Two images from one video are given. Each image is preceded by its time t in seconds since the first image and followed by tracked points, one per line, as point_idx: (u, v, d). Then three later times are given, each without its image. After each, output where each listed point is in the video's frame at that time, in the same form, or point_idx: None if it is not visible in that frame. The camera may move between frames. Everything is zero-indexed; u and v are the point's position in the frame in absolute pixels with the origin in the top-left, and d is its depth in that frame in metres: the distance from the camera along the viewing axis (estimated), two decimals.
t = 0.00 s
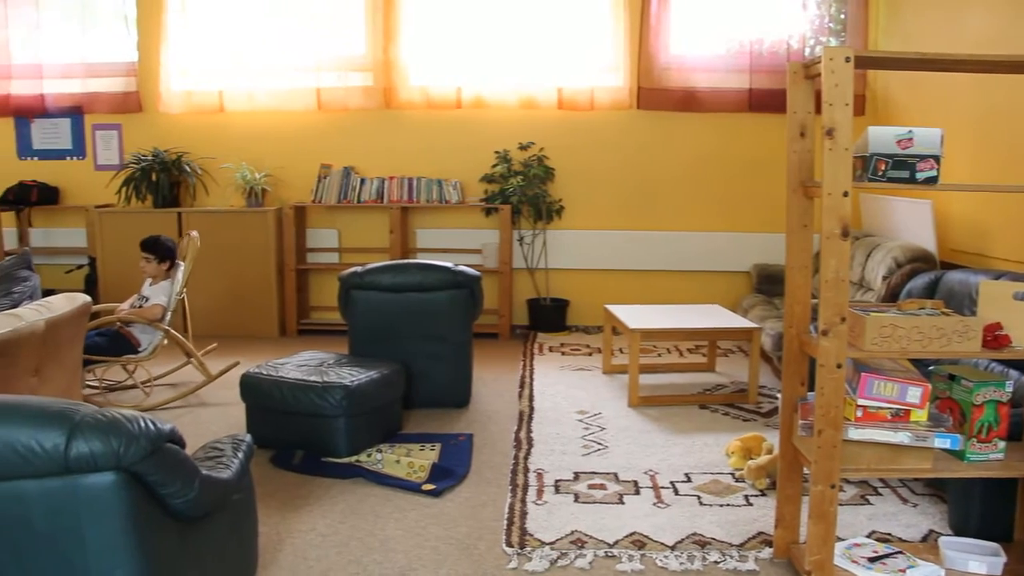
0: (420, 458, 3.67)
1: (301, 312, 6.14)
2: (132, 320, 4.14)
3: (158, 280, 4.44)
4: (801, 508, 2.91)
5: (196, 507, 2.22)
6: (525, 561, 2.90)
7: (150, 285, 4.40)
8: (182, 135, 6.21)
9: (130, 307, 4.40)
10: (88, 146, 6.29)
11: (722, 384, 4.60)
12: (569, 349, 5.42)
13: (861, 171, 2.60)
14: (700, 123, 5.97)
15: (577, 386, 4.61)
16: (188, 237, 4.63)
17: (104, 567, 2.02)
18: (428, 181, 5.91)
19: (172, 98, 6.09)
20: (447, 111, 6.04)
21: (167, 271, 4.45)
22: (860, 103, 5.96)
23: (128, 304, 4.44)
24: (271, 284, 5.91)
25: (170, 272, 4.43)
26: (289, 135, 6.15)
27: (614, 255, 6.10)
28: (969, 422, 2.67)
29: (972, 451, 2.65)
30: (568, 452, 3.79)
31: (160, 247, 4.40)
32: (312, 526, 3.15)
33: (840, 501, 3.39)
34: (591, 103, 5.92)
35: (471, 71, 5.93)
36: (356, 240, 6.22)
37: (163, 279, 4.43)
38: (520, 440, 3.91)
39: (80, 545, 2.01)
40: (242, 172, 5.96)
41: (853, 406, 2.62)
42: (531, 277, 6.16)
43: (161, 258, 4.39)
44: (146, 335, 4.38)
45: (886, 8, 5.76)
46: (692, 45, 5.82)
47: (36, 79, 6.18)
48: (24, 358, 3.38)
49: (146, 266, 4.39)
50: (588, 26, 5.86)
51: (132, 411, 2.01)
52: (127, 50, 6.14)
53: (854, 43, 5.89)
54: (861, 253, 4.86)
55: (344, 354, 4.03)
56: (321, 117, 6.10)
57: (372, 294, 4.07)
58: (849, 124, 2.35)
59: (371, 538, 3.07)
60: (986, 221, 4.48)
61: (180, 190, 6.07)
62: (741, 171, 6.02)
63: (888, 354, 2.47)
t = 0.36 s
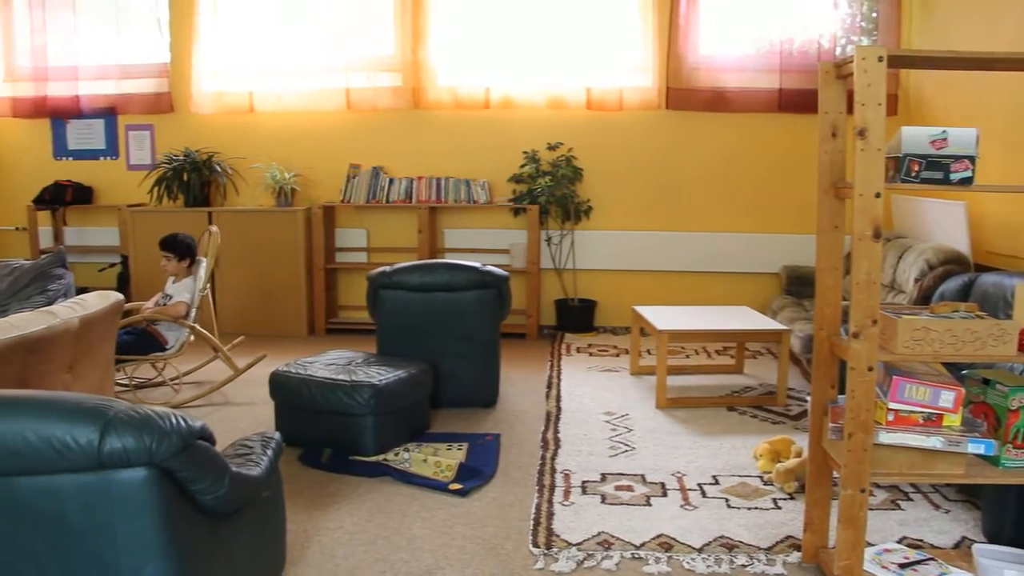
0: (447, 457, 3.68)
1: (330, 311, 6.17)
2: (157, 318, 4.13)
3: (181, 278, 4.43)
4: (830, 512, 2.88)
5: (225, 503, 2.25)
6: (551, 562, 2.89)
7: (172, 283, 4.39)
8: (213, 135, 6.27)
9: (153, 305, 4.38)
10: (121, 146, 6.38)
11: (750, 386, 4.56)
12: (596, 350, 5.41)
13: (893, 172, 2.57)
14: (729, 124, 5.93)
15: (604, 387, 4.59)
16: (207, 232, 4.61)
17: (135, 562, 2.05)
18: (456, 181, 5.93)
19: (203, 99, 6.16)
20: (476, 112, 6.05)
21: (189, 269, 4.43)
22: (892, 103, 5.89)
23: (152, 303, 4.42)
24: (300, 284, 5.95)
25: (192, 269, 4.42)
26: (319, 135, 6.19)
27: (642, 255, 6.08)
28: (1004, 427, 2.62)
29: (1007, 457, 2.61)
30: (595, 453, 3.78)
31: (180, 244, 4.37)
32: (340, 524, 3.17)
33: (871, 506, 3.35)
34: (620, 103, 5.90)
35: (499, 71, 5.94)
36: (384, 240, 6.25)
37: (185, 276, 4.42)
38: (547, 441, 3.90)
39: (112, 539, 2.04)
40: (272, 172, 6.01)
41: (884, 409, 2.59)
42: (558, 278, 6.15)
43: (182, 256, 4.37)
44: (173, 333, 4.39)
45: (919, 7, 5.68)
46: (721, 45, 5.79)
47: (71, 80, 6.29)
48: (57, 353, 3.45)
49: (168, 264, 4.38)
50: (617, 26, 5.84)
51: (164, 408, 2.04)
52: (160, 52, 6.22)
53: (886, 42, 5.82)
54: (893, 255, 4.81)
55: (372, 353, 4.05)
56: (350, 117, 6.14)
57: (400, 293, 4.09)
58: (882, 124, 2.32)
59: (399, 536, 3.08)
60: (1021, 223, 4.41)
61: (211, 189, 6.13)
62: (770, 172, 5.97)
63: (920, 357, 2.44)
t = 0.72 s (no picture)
0: (477, 457, 3.69)
1: (360, 310, 6.21)
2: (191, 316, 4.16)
3: (214, 276, 4.47)
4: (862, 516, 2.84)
5: (258, 500, 2.28)
6: (580, 562, 2.89)
7: (206, 282, 4.43)
8: (246, 135, 6.34)
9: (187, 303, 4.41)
10: (156, 146, 6.47)
11: (781, 388, 4.52)
12: (626, 351, 5.39)
13: (929, 172, 2.52)
14: (762, 124, 5.89)
15: (634, 388, 4.58)
16: (239, 232, 4.66)
17: (168, 556, 2.09)
18: (487, 181, 5.94)
19: (236, 99, 6.22)
20: (507, 112, 6.05)
21: (222, 267, 4.49)
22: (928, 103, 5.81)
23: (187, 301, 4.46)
24: (331, 282, 5.99)
25: (225, 267, 4.45)
26: (350, 134, 6.23)
27: (672, 256, 6.05)
28: None
29: None
30: (624, 454, 3.77)
31: (210, 243, 4.41)
32: (369, 522, 3.18)
33: (904, 512, 3.31)
34: (651, 103, 5.87)
35: (530, 71, 5.93)
36: (414, 239, 6.27)
37: (218, 274, 4.46)
38: (576, 441, 3.90)
39: (146, 534, 2.08)
40: (304, 172, 6.06)
41: (918, 413, 2.55)
42: (589, 278, 6.14)
43: (213, 254, 4.42)
44: (206, 331, 4.42)
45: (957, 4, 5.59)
46: (754, 44, 5.74)
47: (108, 81, 6.38)
48: (91, 350, 3.51)
49: (200, 263, 4.43)
50: (647, 26, 5.82)
51: (198, 405, 2.09)
52: (194, 53, 6.29)
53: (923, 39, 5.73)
54: (927, 257, 4.76)
55: (403, 351, 4.06)
56: (381, 117, 6.17)
57: (431, 293, 4.11)
58: (919, 124, 2.28)
59: (427, 535, 3.08)
60: None
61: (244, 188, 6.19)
62: (803, 173, 5.92)
63: (956, 361, 2.40)
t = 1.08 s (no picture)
0: (512, 456, 3.69)
1: (396, 309, 6.24)
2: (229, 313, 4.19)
3: (253, 275, 4.52)
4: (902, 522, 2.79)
5: (296, 496, 2.30)
6: (615, 564, 2.88)
7: (245, 280, 4.48)
8: (284, 135, 6.41)
9: (225, 301, 4.45)
10: (196, 146, 6.56)
11: (819, 391, 4.47)
12: (662, 351, 5.36)
13: (973, 172, 2.46)
14: (801, 124, 5.83)
15: (670, 389, 4.55)
16: (278, 230, 4.70)
17: (206, 550, 2.13)
18: (524, 181, 5.95)
19: (275, 99, 6.29)
20: (544, 112, 6.05)
21: (260, 266, 4.52)
22: (973, 101, 5.71)
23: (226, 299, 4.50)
24: (368, 281, 6.04)
25: (263, 266, 4.49)
26: (388, 134, 6.27)
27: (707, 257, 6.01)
28: None
29: None
30: (660, 455, 3.75)
31: (248, 241, 4.47)
32: (404, 521, 3.20)
33: (946, 518, 3.25)
34: (688, 103, 5.83)
35: (567, 71, 5.93)
36: (450, 239, 6.29)
37: (257, 273, 4.50)
38: (612, 442, 3.88)
39: (185, 528, 2.13)
40: (341, 171, 6.11)
41: (961, 418, 2.50)
42: (625, 278, 6.12)
43: (252, 253, 4.47)
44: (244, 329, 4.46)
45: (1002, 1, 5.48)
46: (793, 43, 5.69)
47: (151, 82, 6.49)
48: (132, 347, 3.57)
49: (240, 262, 4.49)
50: (685, 26, 5.79)
51: (237, 402, 2.12)
52: (234, 54, 6.37)
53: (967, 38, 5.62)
54: (971, 259, 4.69)
55: (439, 351, 4.07)
56: (418, 117, 6.20)
57: (467, 293, 4.13)
58: (963, 123, 2.23)
59: (462, 534, 3.09)
60: None
61: (283, 187, 6.26)
62: (842, 173, 5.85)
63: (1001, 366, 2.35)
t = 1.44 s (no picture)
0: (540, 456, 3.69)
1: (426, 308, 6.26)
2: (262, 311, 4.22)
3: (285, 273, 4.54)
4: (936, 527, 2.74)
5: (326, 494, 2.31)
6: (643, 565, 2.86)
7: (278, 279, 4.50)
8: (315, 134, 6.46)
9: (258, 299, 4.49)
10: (229, 145, 6.64)
11: (852, 394, 4.42)
12: (693, 352, 5.33)
13: (1011, 173, 2.41)
14: (834, 123, 5.77)
15: (701, 391, 4.53)
16: (310, 229, 4.73)
17: (237, 546, 2.15)
18: (554, 180, 5.95)
19: (307, 99, 6.34)
20: (575, 111, 6.04)
21: (292, 264, 4.55)
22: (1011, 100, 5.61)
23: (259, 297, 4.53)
24: (399, 281, 6.06)
25: (295, 264, 4.51)
26: (418, 133, 6.29)
27: (737, 257, 5.97)
28: None
29: None
30: (689, 457, 3.73)
31: (281, 240, 4.50)
32: (433, 519, 3.21)
33: (981, 524, 3.20)
34: (719, 103, 5.80)
35: (598, 70, 5.91)
36: (480, 238, 6.29)
37: (289, 272, 4.52)
38: (641, 443, 3.87)
39: (217, 524, 2.15)
40: (372, 170, 6.14)
41: (998, 422, 2.46)
42: (655, 278, 6.09)
43: (284, 251, 4.49)
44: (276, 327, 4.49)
45: None
46: (826, 41, 5.63)
47: (185, 82, 6.58)
48: (166, 344, 3.62)
49: (272, 260, 4.52)
50: (717, 25, 5.75)
51: (268, 400, 2.14)
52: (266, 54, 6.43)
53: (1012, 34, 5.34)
54: (1008, 261, 4.61)
55: (468, 350, 4.08)
56: (448, 117, 6.22)
57: (497, 292, 4.13)
58: (1002, 123, 2.19)
59: (491, 533, 3.10)
60: None
61: (314, 186, 6.31)
62: (875, 172, 5.78)
63: None
